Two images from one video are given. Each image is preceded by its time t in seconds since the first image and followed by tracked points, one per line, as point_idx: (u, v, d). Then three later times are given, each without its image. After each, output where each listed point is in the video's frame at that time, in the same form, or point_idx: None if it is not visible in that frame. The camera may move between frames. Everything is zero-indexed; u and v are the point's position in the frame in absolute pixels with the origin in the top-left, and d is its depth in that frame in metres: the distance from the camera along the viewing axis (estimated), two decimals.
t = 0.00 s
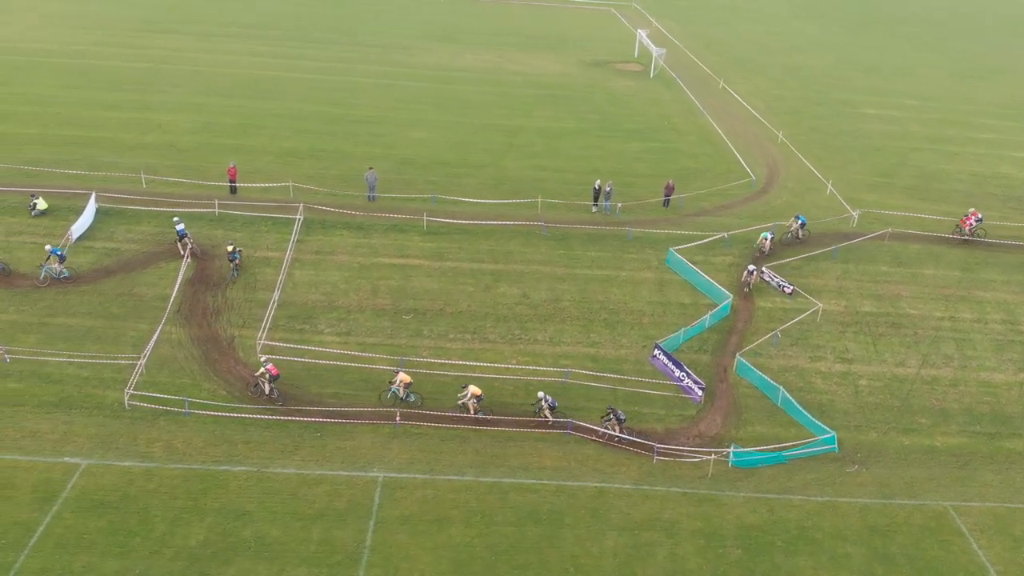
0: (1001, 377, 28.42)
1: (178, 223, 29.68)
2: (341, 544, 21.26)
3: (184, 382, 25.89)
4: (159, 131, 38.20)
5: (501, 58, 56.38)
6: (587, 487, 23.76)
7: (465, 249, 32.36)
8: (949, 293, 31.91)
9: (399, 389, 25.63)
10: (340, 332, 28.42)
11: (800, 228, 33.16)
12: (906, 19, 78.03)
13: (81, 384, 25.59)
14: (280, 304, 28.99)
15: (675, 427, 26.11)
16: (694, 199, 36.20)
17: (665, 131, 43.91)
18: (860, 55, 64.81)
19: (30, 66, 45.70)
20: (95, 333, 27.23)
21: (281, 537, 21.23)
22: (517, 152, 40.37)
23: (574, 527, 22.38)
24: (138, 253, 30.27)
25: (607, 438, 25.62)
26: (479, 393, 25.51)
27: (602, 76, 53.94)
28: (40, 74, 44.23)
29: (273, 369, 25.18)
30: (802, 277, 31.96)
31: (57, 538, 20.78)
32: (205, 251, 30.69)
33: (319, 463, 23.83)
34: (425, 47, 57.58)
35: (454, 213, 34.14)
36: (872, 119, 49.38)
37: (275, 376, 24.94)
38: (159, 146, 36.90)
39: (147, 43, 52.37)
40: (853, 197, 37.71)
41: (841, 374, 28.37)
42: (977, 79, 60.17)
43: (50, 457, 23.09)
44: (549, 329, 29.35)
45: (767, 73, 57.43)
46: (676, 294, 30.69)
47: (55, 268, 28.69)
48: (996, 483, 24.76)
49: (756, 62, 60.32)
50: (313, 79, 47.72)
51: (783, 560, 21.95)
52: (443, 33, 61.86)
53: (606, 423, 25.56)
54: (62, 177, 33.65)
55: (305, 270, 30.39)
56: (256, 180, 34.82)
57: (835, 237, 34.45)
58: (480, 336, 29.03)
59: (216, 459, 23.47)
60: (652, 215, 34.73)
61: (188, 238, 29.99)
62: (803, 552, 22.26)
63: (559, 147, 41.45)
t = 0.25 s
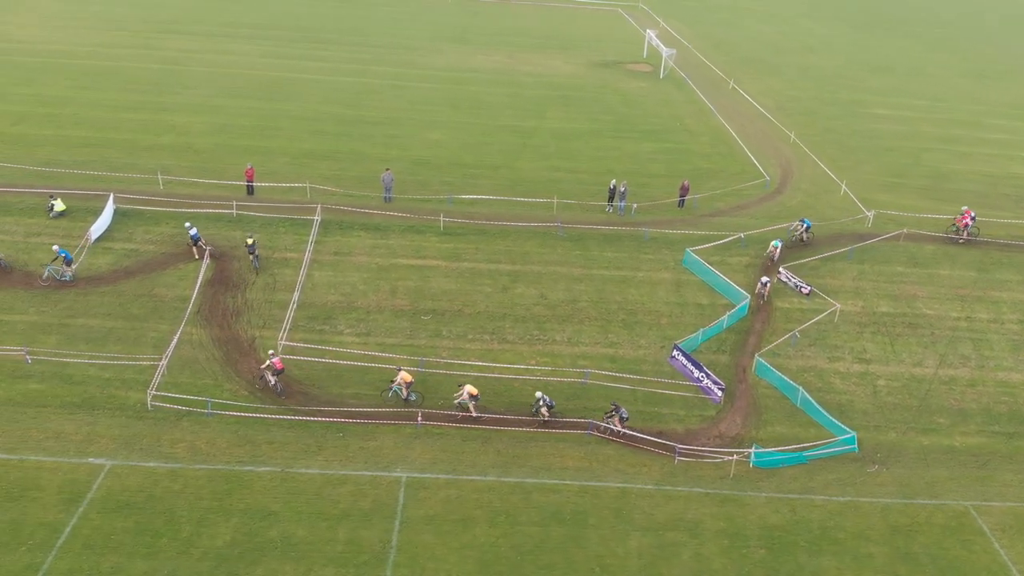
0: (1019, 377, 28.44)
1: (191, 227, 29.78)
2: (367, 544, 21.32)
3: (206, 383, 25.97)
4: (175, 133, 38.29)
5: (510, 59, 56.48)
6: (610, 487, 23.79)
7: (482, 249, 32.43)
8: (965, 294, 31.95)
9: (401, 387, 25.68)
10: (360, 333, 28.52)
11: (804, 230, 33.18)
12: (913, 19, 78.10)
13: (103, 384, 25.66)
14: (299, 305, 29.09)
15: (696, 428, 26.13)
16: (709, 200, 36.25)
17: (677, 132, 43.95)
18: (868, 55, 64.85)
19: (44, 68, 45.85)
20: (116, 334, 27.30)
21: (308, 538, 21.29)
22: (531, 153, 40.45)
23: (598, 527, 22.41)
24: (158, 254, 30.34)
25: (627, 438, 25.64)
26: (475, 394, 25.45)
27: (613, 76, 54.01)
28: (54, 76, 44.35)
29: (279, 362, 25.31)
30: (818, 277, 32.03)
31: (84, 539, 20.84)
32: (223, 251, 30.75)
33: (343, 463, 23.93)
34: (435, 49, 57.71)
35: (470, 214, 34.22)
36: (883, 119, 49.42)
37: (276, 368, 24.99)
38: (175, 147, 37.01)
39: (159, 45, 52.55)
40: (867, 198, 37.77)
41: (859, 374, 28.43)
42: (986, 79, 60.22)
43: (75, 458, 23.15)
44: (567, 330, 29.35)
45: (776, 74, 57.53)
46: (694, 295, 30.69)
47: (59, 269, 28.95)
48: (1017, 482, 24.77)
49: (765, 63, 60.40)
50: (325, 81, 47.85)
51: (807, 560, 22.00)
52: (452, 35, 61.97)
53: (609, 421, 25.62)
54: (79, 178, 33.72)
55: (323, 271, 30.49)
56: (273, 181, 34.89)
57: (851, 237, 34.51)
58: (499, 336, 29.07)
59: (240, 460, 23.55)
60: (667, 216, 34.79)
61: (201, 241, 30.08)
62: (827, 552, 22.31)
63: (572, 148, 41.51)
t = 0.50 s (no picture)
0: None
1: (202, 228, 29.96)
2: (389, 544, 21.42)
3: (224, 383, 26.04)
4: (187, 133, 38.30)
5: (518, 59, 56.48)
6: (629, 487, 23.80)
7: (496, 250, 32.44)
8: (978, 294, 31.97)
9: (401, 388, 25.70)
10: (376, 333, 28.64)
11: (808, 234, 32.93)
12: (918, 20, 78.13)
13: (121, 385, 25.70)
14: (316, 305, 29.20)
15: (712, 429, 26.14)
16: (722, 200, 36.26)
17: (687, 132, 43.97)
18: (874, 55, 64.87)
19: (53, 67, 45.82)
20: (133, 334, 27.33)
21: (330, 538, 21.39)
22: (542, 152, 40.45)
23: (618, 527, 22.45)
24: (173, 254, 30.39)
25: (645, 438, 25.63)
26: (472, 393, 25.49)
27: (621, 76, 54.03)
28: (64, 76, 44.35)
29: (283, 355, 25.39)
30: (832, 277, 32.08)
31: (106, 539, 20.88)
32: (238, 252, 30.80)
33: (362, 463, 24.05)
34: (443, 49, 57.72)
35: (483, 215, 34.24)
36: (892, 119, 49.45)
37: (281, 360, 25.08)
38: (187, 147, 37.01)
39: (168, 45, 52.52)
40: (879, 198, 37.80)
41: (874, 375, 28.46)
42: (993, 79, 60.25)
43: (95, 458, 23.19)
44: (582, 330, 29.31)
45: (783, 74, 57.57)
46: (708, 295, 30.66)
47: (62, 268, 28.97)
48: None
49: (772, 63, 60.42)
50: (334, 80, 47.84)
51: (827, 560, 22.05)
52: (458, 35, 61.97)
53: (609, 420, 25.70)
54: (93, 178, 33.74)
55: (339, 271, 30.56)
56: (286, 182, 34.93)
57: (863, 238, 34.56)
58: (514, 337, 29.07)
59: (260, 460, 23.65)
60: (680, 216, 34.79)
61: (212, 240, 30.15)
62: (846, 552, 22.37)
63: (583, 148, 41.52)
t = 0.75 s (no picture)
0: None
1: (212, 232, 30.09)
2: (414, 544, 21.49)
3: (245, 384, 26.12)
4: (201, 133, 38.33)
5: (527, 60, 56.52)
6: (651, 488, 23.81)
7: (512, 251, 32.47)
8: (994, 295, 32.01)
9: (401, 388, 25.87)
10: (395, 334, 28.71)
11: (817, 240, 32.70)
12: (925, 20, 78.19)
13: (142, 385, 25.73)
14: (335, 306, 29.29)
15: (732, 430, 26.17)
16: (737, 201, 36.26)
17: (699, 133, 44.00)
18: (882, 56, 64.91)
19: (65, 68, 45.88)
20: (152, 335, 27.35)
21: (355, 538, 21.47)
22: (555, 153, 40.47)
23: (641, 528, 22.48)
24: (191, 255, 30.43)
25: (665, 439, 25.64)
26: (467, 394, 25.49)
27: (631, 76, 54.02)
28: (77, 77, 44.42)
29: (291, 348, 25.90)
30: (848, 278, 32.14)
31: (132, 539, 20.92)
32: (256, 252, 30.85)
33: (384, 463, 24.13)
34: (453, 49, 57.79)
35: (499, 216, 34.27)
36: (902, 120, 49.49)
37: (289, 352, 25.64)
38: (202, 147, 37.02)
39: (178, 45, 52.53)
40: (892, 199, 37.85)
41: (892, 376, 28.50)
42: (1001, 80, 60.31)
43: (118, 459, 23.23)
44: (600, 331, 29.28)
45: (792, 75, 57.63)
46: (725, 296, 30.65)
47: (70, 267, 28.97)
48: None
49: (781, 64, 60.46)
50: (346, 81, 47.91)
51: (850, 560, 22.09)
52: (467, 35, 62.05)
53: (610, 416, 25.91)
54: (109, 179, 33.74)
55: (357, 272, 30.66)
56: (302, 183, 35.00)
57: (878, 239, 34.60)
58: (532, 337, 29.08)
59: (283, 460, 23.74)
60: (695, 217, 34.79)
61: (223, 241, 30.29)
62: (868, 552, 22.41)
63: (596, 148, 41.53)
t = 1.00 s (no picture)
0: None
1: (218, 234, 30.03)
2: (436, 545, 21.53)
3: (264, 385, 26.20)
4: (214, 134, 38.37)
5: (536, 61, 56.55)
6: (670, 489, 23.83)
7: (526, 251, 32.47)
8: (1008, 296, 31.99)
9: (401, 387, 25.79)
10: (412, 335, 28.82)
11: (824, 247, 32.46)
12: (931, 21, 78.25)
13: (160, 386, 25.74)
14: (351, 307, 29.42)
15: (750, 431, 26.19)
16: (750, 202, 36.25)
17: (709, 134, 44.02)
18: (889, 57, 64.99)
19: (76, 69, 45.96)
20: (170, 336, 27.36)
21: (377, 539, 21.55)
22: (567, 154, 40.51)
23: (662, 529, 22.50)
24: (206, 256, 30.46)
25: (683, 440, 25.65)
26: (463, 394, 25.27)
27: (640, 77, 54.03)
28: (89, 78, 44.49)
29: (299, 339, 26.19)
30: (862, 279, 32.17)
31: (156, 540, 20.95)
32: (271, 253, 30.91)
33: (404, 464, 24.20)
34: (461, 51, 57.89)
35: (513, 217, 34.26)
36: (911, 121, 49.53)
37: (298, 346, 25.74)
38: (215, 148, 37.05)
39: (188, 46, 52.59)
40: (904, 200, 37.88)
41: (908, 377, 28.51)
42: (1008, 81, 60.35)
43: (139, 460, 23.26)
44: (616, 332, 29.24)
45: (800, 76, 57.70)
46: (740, 297, 30.66)
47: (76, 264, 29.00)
48: None
49: (789, 65, 60.50)
50: (356, 83, 47.99)
51: (870, 561, 22.09)
52: (475, 36, 62.15)
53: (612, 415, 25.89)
54: (123, 180, 33.76)
55: (373, 273, 30.80)
56: (316, 184, 35.04)
57: (891, 240, 34.63)
58: (549, 339, 29.07)
59: (303, 462, 23.81)
60: (708, 218, 34.79)
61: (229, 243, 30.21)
62: (888, 553, 22.42)
63: (608, 149, 41.53)
